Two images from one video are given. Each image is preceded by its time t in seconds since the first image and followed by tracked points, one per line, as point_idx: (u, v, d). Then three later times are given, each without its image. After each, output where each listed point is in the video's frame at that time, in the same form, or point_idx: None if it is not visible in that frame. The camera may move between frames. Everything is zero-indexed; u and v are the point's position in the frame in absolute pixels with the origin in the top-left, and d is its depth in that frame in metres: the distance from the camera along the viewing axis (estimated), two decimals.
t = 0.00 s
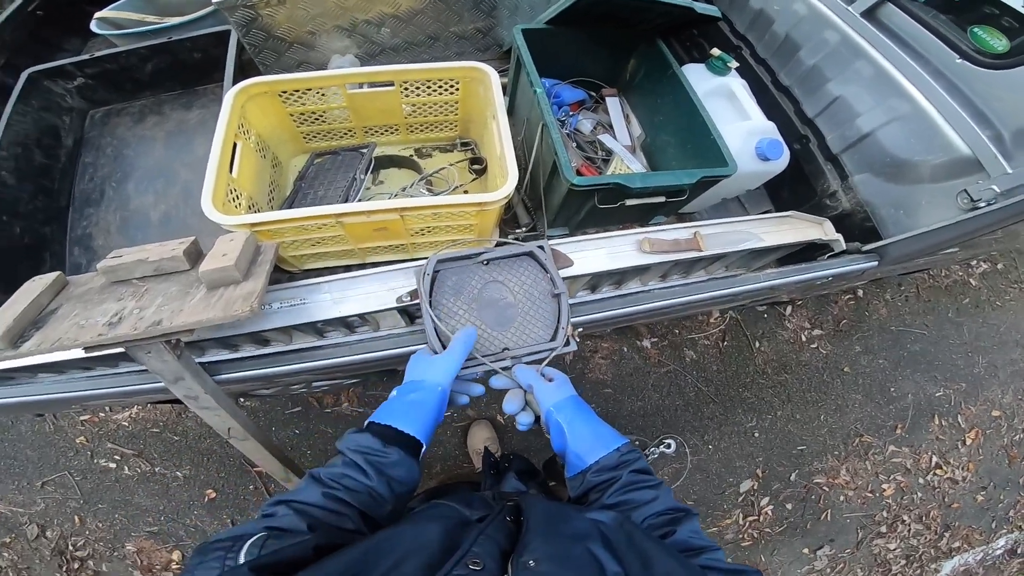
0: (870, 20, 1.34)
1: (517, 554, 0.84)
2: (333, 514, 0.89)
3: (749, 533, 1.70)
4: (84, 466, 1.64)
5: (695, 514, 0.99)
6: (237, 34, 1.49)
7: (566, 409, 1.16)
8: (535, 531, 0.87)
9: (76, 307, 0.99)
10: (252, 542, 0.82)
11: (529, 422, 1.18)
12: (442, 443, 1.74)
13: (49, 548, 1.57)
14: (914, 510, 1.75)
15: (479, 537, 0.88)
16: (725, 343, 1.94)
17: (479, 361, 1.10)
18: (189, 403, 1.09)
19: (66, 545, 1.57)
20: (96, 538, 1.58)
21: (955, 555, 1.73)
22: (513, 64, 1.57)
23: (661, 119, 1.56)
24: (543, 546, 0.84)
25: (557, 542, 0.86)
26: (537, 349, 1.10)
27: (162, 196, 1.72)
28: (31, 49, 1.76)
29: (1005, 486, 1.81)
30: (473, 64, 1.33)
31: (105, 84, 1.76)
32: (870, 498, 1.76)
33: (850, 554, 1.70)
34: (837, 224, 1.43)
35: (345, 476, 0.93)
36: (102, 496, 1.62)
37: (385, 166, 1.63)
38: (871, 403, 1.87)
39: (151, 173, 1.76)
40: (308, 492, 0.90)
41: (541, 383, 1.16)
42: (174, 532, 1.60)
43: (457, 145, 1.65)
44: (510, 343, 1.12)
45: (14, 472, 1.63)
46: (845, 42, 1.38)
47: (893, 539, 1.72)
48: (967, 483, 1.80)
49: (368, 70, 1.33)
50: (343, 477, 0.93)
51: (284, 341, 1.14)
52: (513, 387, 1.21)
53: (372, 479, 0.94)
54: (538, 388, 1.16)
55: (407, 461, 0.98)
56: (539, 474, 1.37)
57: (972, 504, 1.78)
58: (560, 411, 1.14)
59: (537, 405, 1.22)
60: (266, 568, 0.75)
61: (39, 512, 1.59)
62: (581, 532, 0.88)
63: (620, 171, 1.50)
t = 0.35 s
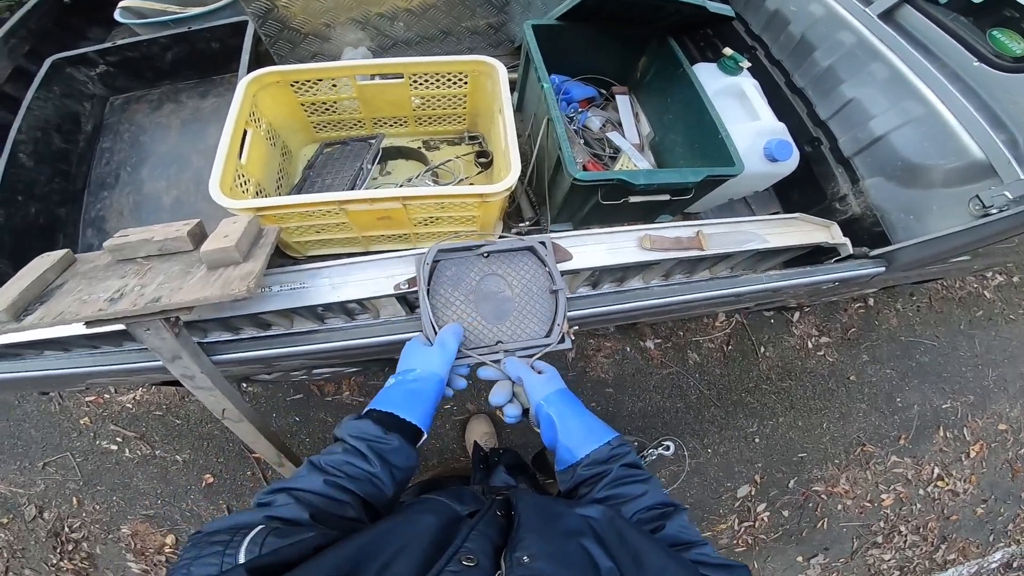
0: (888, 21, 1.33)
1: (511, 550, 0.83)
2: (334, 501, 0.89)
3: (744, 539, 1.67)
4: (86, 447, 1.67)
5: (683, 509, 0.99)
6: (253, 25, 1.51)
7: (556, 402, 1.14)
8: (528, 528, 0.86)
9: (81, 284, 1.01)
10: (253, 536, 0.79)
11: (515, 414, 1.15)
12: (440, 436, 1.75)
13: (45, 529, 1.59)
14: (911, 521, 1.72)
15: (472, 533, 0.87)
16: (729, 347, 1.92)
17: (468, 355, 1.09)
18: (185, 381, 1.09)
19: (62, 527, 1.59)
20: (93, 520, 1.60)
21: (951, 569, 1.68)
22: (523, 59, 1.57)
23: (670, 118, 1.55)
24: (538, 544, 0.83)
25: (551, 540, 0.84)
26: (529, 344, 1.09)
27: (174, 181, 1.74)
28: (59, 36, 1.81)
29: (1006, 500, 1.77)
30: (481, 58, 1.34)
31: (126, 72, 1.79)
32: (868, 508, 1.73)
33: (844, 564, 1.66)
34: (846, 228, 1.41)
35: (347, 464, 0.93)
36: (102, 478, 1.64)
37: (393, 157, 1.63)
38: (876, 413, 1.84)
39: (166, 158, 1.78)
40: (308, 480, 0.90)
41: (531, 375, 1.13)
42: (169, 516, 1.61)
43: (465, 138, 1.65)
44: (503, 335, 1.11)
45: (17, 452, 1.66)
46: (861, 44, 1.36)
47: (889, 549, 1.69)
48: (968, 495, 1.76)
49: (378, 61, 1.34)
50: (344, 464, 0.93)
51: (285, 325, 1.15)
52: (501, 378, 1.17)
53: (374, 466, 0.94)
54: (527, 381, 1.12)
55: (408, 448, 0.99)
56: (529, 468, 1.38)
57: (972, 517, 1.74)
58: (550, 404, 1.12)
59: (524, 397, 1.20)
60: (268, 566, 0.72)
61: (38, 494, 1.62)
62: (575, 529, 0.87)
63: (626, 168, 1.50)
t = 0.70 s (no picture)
0: (901, 19, 1.30)
1: (503, 549, 0.81)
2: (332, 492, 0.89)
3: (740, 543, 1.65)
4: (92, 430, 1.70)
5: (693, 512, 0.96)
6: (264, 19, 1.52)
7: (560, 408, 1.13)
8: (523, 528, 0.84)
9: (83, 265, 1.02)
10: (253, 528, 0.79)
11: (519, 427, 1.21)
12: (438, 430, 1.75)
13: (48, 510, 1.62)
14: (912, 531, 1.68)
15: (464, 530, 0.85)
16: (735, 349, 1.89)
17: (454, 347, 1.09)
18: (178, 362, 1.10)
19: (65, 509, 1.62)
20: (95, 502, 1.62)
21: None
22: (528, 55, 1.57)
23: (675, 114, 1.54)
24: (529, 543, 0.81)
25: (543, 541, 0.81)
26: (516, 341, 1.07)
27: (185, 170, 1.77)
28: (78, 29, 1.82)
29: (1012, 513, 1.72)
30: (482, 52, 1.33)
31: (143, 63, 1.82)
32: (869, 517, 1.69)
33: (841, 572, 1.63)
34: (853, 230, 1.38)
35: (343, 454, 0.93)
36: (106, 461, 1.67)
37: (396, 149, 1.64)
38: (883, 421, 1.81)
39: (178, 147, 1.81)
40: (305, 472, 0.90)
41: (528, 385, 1.17)
42: (168, 501, 1.63)
43: (469, 132, 1.65)
44: (492, 331, 1.10)
45: (25, 433, 1.69)
46: (874, 42, 1.33)
47: (887, 559, 1.66)
48: (973, 506, 1.72)
49: (381, 54, 1.34)
50: (341, 454, 0.93)
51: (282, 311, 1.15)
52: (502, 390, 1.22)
53: (369, 455, 0.94)
54: (524, 389, 1.17)
55: (403, 436, 0.99)
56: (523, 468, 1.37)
57: (975, 528, 1.70)
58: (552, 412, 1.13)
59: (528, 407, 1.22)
60: (267, 558, 0.72)
61: (44, 475, 1.65)
62: (569, 531, 0.85)
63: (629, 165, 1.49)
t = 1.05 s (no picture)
0: (905, 23, 1.31)
1: (513, 545, 0.82)
2: (331, 484, 0.91)
3: (740, 547, 1.65)
4: (101, 424, 1.73)
5: (683, 509, 0.98)
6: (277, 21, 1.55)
7: (554, 408, 1.15)
8: (533, 524, 0.84)
9: (98, 257, 1.05)
10: (254, 521, 0.81)
11: (519, 427, 1.22)
12: (442, 428, 1.77)
13: (53, 504, 1.64)
14: (915, 537, 1.68)
15: (475, 525, 0.87)
16: (738, 353, 1.90)
17: (452, 343, 1.10)
18: (187, 354, 1.13)
19: (70, 503, 1.64)
20: (100, 496, 1.65)
21: None
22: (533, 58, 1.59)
23: (679, 117, 1.55)
24: (539, 538, 0.82)
25: (553, 538, 0.82)
26: (519, 340, 1.08)
27: (197, 168, 1.80)
28: (98, 29, 1.87)
29: (1017, 520, 1.71)
30: (488, 55, 1.36)
31: (160, 63, 1.86)
32: (871, 522, 1.69)
33: None
34: (856, 234, 1.38)
35: (340, 446, 0.95)
36: (113, 454, 1.70)
37: (404, 149, 1.66)
38: (888, 427, 1.80)
39: (191, 146, 1.84)
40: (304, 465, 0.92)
41: (529, 382, 1.19)
42: (172, 495, 1.66)
43: (475, 134, 1.67)
44: (495, 330, 1.11)
45: (35, 425, 1.73)
46: (878, 45, 1.34)
47: (888, 565, 1.65)
48: (976, 513, 1.71)
49: (388, 56, 1.36)
50: (337, 447, 0.94)
51: (290, 306, 1.18)
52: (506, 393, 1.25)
53: (365, 446, 0.95)
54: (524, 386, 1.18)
55: (398, 426, 1.00)
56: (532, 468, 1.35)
57: (978, 535, 1.70)
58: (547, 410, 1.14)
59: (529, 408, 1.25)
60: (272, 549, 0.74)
61: (50, 469, 1.68)
62: (577, 527, 0.85)
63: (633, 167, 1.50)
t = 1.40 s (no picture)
0: (924, 28, 1.30)
1: (515, 549, 0.82)
2: (326, 480, 0.92)
3: (744, 554, 1.64)
4: (110, 419, 1.75)
5: (688, 511, 0.96)
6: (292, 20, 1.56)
7: (562, 406, 1.14)
8: (536, 530, 0.84)
9: (113, 253, 1.06)
10: (248, 516, 0.81)
11: (528, 428, 1.23)
12: (448, 429, 1.77)
13: (59, 499, 1.66)
14: (921, 545, 1.65)
15: (478, 528, 0.87)
16: (747, 359, 1.88)
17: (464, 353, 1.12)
18: (198, 352, 1.14)
19: (76, 497, 1.66)
20: (107, 490, 1.67)
21: None
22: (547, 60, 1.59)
23: (693, 121, 1.54)
24: (540, 543, 0.81)
25: (553, 542, 0.81)
26: (543, 352, 1.10)
27: (211, 165, 1.82)
28: (118, 27, 1.89)
29: None
30: (502, 56, 1.36)
31: (176, 62, 1.88)
32: (878, 530, 1.67)
33: None
34: (871, 241, 1.37)
35: (336, 442, 0.95)
36: (121, 450, 1.72)
37: (415, 150, 1.67)
38: (897, 435, 1.78)
39: (205, 144, 1.86)
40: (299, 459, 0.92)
41: (534, 382, 1.18)
42: (177, 491, 1.68)
43: (486, 135, 1.67)
44: (518, 339, 1.13)
45: (46, 419, 1.75)
46: (897, 50, 1.32)
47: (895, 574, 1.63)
48: (984, 522, 1.68)
49: (403, 56, 1.37)
50: (334, 442, 0.95)
51: (301, 306, 1.18)
52: (511, 396, 1.25)
53: (362, 443, 0.95)
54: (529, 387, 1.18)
55: (395, 423, 1.00)
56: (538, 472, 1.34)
57: (985, 544, 1.67)
58: (555, 409, 1.13)
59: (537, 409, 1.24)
60: (276, 545, 0.74)
61: (59, 464, 1.70)
62: (579, 531, 0.84)
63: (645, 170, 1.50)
